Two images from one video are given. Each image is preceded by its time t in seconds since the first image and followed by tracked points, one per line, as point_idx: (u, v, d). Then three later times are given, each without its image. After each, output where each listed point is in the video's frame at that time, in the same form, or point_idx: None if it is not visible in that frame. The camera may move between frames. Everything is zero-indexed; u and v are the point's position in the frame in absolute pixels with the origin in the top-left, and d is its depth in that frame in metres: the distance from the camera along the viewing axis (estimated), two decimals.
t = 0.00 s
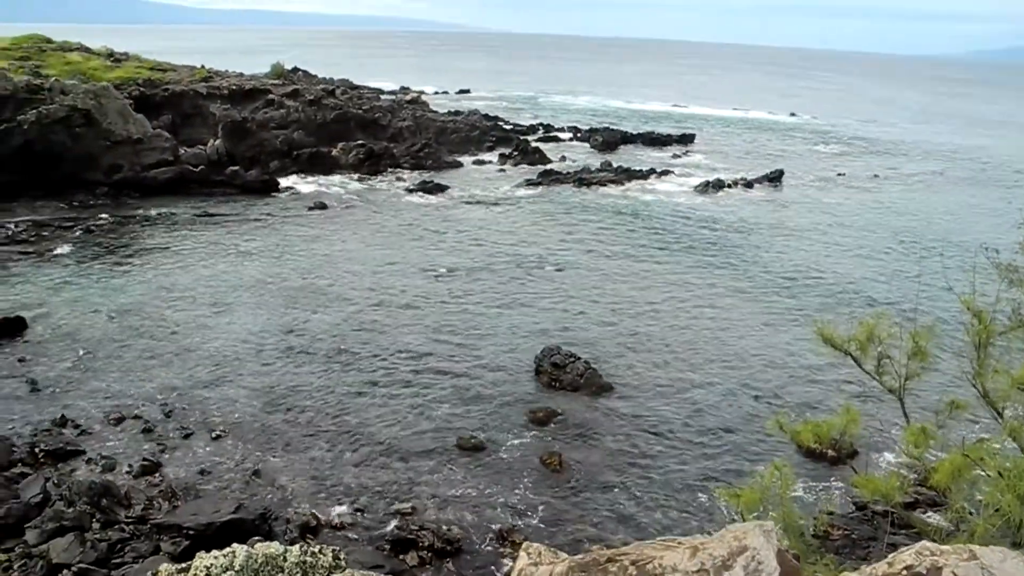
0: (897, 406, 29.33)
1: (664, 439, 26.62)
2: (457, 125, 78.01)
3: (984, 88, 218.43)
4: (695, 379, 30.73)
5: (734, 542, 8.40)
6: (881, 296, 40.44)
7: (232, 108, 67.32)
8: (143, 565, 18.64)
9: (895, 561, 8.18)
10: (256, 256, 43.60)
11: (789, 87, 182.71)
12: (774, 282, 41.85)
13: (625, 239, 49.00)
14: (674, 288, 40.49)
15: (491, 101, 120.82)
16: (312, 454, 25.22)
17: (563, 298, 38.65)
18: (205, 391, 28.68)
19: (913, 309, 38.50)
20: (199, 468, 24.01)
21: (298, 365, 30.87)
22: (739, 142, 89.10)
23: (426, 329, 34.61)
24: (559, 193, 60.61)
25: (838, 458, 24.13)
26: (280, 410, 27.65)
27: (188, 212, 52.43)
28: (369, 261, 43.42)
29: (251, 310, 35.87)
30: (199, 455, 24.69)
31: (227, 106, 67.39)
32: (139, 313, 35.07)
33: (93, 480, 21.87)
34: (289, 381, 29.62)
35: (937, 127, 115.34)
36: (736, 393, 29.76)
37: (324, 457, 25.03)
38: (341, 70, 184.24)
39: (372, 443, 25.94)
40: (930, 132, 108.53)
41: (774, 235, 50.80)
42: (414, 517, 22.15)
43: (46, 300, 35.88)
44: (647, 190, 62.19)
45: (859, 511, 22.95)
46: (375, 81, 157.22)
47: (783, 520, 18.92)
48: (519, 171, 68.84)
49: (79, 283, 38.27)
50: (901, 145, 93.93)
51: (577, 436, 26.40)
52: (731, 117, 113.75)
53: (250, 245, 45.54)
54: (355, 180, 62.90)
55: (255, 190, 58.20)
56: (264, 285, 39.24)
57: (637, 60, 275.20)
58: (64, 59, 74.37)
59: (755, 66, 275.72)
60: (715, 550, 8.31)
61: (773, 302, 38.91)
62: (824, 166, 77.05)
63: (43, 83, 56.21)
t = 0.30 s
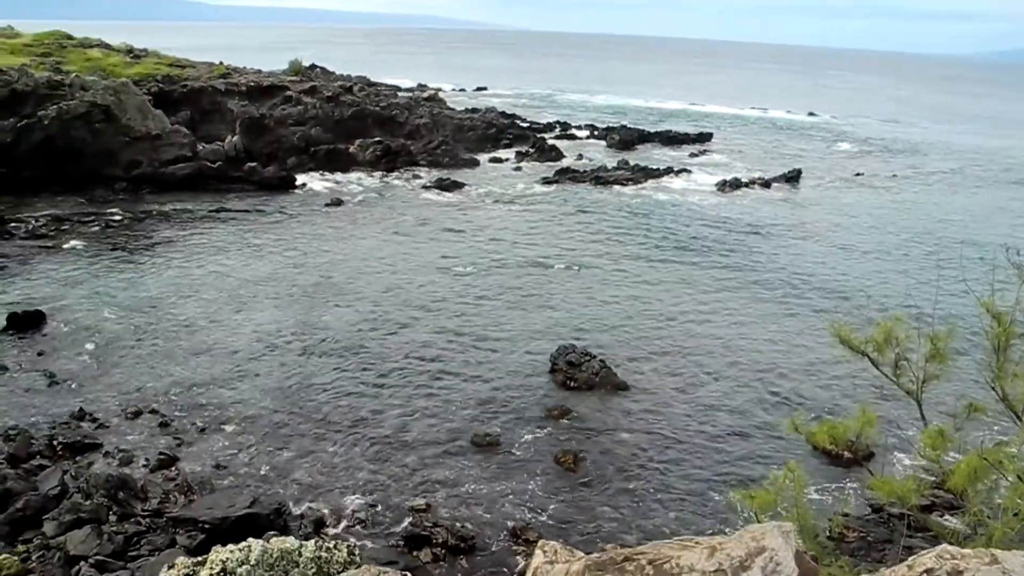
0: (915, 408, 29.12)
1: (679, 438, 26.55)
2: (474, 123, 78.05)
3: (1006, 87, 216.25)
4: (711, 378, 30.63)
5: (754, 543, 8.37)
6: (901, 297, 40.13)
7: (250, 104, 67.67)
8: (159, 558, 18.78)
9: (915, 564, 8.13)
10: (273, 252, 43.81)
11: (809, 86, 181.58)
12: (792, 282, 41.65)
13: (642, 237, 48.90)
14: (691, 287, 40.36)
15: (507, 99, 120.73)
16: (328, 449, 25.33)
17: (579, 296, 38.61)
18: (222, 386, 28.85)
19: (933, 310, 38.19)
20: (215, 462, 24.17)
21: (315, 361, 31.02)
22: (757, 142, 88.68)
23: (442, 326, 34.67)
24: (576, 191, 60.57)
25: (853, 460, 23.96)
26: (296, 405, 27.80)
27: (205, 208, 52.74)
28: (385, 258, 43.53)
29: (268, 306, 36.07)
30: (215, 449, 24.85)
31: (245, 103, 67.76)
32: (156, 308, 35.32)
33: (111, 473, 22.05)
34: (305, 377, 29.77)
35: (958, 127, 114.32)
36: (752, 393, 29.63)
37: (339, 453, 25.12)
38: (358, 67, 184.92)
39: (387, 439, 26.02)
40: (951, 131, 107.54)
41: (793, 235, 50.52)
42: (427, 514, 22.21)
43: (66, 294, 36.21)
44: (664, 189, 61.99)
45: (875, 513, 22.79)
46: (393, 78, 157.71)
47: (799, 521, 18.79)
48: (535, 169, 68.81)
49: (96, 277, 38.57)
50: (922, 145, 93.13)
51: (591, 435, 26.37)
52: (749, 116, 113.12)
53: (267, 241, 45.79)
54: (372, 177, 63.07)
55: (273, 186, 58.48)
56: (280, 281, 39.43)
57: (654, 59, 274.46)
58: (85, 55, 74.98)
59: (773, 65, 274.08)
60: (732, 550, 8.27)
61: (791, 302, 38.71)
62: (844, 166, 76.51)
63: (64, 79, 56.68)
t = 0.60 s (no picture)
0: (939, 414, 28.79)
1: (699, 442, 26.39)
2: (494, 125, 78.14)
3: None
4: (731, 382, 30.44)
5: (778, 547, 8.26)
6: (925, 302, 39.71)
7: (272, 106, 68.12)
8: (179, 557, 18.88)
9: (944, 570, 7.98)
10: (293, 254, 44.01)
11: (831, 89, 180.30)
12: (815, 286, 41.35)
13: (662, 240, 48.76)
14: (711, 291, 40.16)
15: (527, 101, 120.84)
16: (346, 450, 25.40)
17: (599, 299, 38.52)
18: (242, 386, 29.00)
19: (958, 315, 37.76)
20: (234, 462, 24.29)
21: (334, 362, 31.13)
22: (779, 145, 88.15)
23: (461, 328, 34.71)
24: (596, 194, 60.52)
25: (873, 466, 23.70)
26: (315, 406, 27.89)
27: (226, 209, 53.11)
28: (405, 259, 43.63)
29: (289, 307, 36.28)
30: (235, 450, 24.98)
31: (267, 105, 68.22)
32: (178, 309, 35.58)
33: (132, 471, 22.22)
34: (324, 378, 29.87)
35: (984, 131, 112.95)
36: (774, 398, 29.40)
37: (358, 454, 25.18)
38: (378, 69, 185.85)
39: (405, 441, 26.05)
40: (976, 135, 106.37)
41: (815, 239, 50.18)
42: (445, 516, 22.20)
43: (89, 294, 36.56)
44: (685, 192, 61.80)
45: (896, 520, 22.55)
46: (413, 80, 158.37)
47: (819, 527, 18.60)
48: (555, 172, 68.78)
49: (119, 277, 38.95)
50: (946, 148, 92.14)
51: (610, 438, 26.27)
52: (771, 119, 112.51)
53: (288, 242, 46.04)
54: (391, 179, 63.28)
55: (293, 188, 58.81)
56: (301, 282, 39.62)
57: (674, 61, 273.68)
58: (109, 58, 75.82)
59: (794, 67, 272.19)
60: (756, 554, 8.18)
61: (813, 306, 38.42)
62: (867, 169, 75.85)
63: (88, 81, 57.36)
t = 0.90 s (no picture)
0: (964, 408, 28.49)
1: (719, 436, 26.28)
2: (514, 117, 78.03)
3: None
4: (752, 375, 30.28)
5: (804, 541, 8.22)
6: (951, 295, 39.27)
7: (292, 99, 68.39)
8: (201, 547, 19.10)
9: (972, 565, 7.92)
10: (313, 246, 44.20)
11: (854, 79, 178.32)
12: (837, 279, 41.03)
13: (683, 232, 48.55)
14: (733, 283, 39.92)
15: (547, 93, 120.48)
16: (367, 442, 25.51)
17: (620, 292, 38.41)
18: (264, 378, 29.20)
19: (984, 309, 37.31)
20: (256, 453, 24.49)
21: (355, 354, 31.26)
22: (801, 136, 87.35)
23: (481, 320, 34.75)
24: (616, 186, 60.30)
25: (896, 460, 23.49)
26: (336, 398, 28.03)
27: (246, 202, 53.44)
28: (425, 252, 43.70)
29: (310, 299, 36.48)
30: (257, 441, 25.18)
31: (287, 98, 68.49)
32: (200, 301, 35.85)
33: (155, 462, 22.47)
34: (345, 370, 29.99)
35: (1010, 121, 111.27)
36: (796, 391, 29.21)
37: (378, 446, 25.29)
38: (397, 62, 185.89)
39: (425, 433, 26.13)
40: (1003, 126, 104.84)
41: (838, 231, 49.77)
42: (465, 508, 22.28)
43: (113, 286, 36.95)
44: (706, 184, 61.45)
45: (919, 514, 22.37)
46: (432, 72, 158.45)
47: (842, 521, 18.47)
48: (575, 164, 68.59)
49: (142, 270, 39.31)
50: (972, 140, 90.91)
51: (630, 431, 26.22)
52: (793, 110, 111.53)
53: (309, 235, 46.26)
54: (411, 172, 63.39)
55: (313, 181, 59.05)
56: (321, 274, 39.78)
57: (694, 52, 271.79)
58: (131, 52, 76.34)
59: (815, 58, 269.42)
60: (782, 547, 8.15)
61: (836, 299, 38.11)
62: (891, 161, 75.00)
63: (111, 75, 57.84)
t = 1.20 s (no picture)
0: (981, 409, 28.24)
1: (732, 433, 26.19)
2: (529, 112, 77.88)
3: None
4: (767, 374, 30.14)
5: (823, 543, 8.15)
6: (969, 295, 38.94)
7: (308, 93, 68.52)
8: (215, 538, 19.21)
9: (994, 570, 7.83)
10: (328, 240, 44.30)
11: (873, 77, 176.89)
12: (854, 277, 40.74)
13: (699, 229, 48.35)
14: (749, 281, 39.73)
15: (563, 88, 120.20)
16: (380, 435, 25.57)
17: (635, 288, 38.31)
18: (278, 371, 29.31)
19: (1003, 309, 36.97)
20: (270, 446, 24.58)
21: (369, 348, 31.31)
22: (818, 134, 86.79)
23: (496, 315, 34.74)
24: (631, 182, 60.10)
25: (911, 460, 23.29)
26: (350, 392, 28.09)
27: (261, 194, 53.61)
28: (440, 246, 43.72)
29: (325, 292, 36.55)
30: (271, 433, 25.27)
31: (303, 91, 68.61)
32: (215, 293, 36.01)
33: (169, 453, 22.58)
34: (359, 364, 30.05)
35: None
36: (811, 390, 29.07)
37: (391, 440, 25.34)
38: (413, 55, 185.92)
39: (439, 427, 26.16)
40: None
41: (855, 230, 49.41)
42: (477, 502, 22.29)
43: (129, 277, 37.17)
44: (722, 181, 61.15)
45: (933, 515, 22.21)
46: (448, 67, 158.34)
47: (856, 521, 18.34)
48: (590, 159, 68.40)
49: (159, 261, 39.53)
50: (992, 138, 90.05)
51: (643, 428, 26.15)
52: (810, 107, 110.77)
53: (323, 228, 46.37)
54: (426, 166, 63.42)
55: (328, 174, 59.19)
56: (336, 268, 39.88)
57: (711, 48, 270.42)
58: (149, 44, 76.67)
59: (833, 55, 267.35)
60: (801, 549, 8.09)
61: (852, 298, 37.88)
62: (910, 159, 74.40)
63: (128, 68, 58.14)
